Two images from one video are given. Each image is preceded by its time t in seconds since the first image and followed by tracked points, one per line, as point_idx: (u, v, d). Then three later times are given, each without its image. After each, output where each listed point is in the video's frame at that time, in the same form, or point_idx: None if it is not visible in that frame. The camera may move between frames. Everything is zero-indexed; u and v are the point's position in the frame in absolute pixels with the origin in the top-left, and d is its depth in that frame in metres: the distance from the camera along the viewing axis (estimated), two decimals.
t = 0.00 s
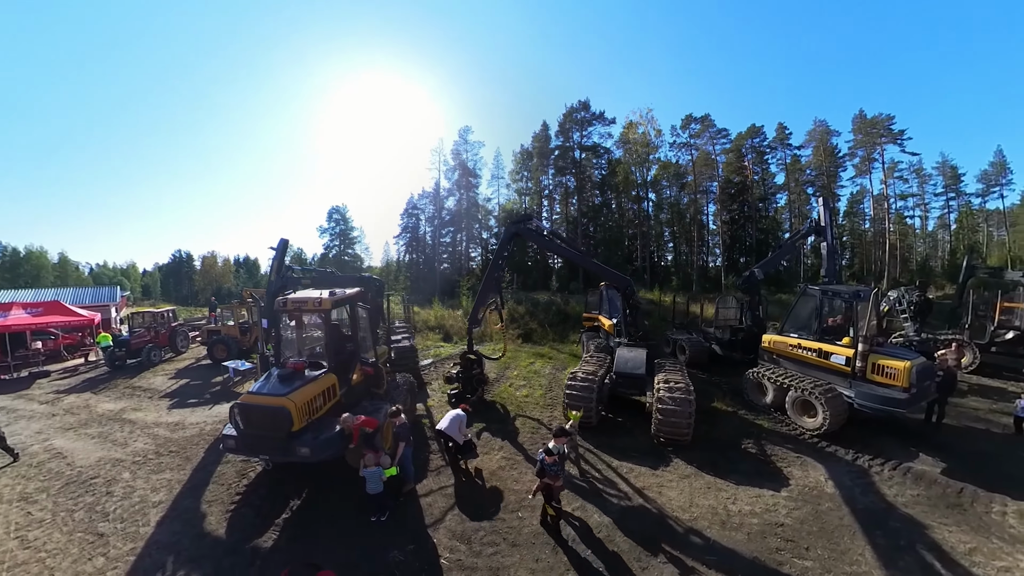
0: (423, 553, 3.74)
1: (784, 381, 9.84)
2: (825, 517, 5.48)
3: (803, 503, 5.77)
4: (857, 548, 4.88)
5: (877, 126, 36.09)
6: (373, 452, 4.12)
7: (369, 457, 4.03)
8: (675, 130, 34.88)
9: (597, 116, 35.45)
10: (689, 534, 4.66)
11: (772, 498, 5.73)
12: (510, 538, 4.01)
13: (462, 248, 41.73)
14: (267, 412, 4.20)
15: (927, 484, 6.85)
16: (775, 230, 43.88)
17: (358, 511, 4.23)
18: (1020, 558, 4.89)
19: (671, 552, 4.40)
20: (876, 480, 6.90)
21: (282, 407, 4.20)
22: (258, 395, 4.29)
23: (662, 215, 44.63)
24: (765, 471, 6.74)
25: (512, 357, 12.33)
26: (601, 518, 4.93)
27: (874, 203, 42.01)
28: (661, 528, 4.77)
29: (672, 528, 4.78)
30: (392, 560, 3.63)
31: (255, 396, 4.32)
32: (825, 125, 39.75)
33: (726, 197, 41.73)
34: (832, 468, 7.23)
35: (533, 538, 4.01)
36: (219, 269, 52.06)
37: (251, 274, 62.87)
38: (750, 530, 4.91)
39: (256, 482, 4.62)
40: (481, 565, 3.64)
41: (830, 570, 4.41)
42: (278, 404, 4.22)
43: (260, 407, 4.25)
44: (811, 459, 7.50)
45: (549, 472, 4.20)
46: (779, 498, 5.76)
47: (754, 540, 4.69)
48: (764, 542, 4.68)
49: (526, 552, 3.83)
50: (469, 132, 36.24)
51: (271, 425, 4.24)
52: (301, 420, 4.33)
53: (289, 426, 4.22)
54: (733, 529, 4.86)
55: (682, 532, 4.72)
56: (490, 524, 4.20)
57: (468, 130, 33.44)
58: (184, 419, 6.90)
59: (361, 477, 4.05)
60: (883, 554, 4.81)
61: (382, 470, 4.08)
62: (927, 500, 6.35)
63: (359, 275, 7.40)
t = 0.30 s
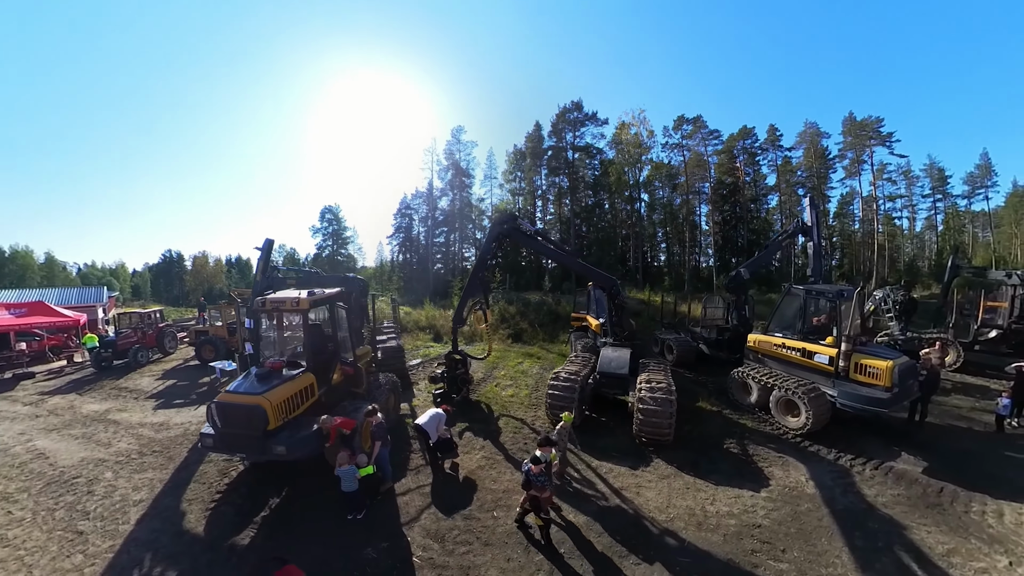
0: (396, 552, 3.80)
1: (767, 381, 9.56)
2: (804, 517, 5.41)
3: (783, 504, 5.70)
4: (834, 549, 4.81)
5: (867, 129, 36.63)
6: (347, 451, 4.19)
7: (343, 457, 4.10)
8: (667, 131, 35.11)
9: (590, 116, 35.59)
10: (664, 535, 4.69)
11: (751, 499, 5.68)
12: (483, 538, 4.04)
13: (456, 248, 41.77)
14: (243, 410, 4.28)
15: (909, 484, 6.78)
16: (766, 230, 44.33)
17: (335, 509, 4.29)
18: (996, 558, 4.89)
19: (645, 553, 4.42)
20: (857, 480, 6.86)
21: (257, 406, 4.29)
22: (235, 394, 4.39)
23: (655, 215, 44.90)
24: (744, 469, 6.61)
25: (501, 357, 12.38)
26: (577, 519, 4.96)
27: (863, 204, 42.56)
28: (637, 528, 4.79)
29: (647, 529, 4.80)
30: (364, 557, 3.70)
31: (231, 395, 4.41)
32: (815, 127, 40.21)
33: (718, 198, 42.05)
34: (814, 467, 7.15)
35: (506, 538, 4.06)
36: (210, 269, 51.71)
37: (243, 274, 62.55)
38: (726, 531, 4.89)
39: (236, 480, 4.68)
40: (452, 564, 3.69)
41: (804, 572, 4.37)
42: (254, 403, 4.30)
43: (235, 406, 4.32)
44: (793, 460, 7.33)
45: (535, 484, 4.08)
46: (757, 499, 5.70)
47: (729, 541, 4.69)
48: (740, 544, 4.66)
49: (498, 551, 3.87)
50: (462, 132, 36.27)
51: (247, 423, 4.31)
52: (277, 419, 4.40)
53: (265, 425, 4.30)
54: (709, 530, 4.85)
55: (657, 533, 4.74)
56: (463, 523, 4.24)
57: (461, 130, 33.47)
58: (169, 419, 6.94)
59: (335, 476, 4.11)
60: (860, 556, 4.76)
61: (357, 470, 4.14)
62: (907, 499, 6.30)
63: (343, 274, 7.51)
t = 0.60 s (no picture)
0: (371, 550, 3.88)
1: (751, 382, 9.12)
2: (781, 518, 5.39)
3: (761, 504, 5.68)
4: (810, 551, 4.79)
5: (857, 131, 37.10)
6: (324, 450, 4.28)
7: (320, 456, 4.19)
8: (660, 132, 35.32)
9: (583, 117, 35.76)
10: (639, 535, 4.77)
11: (729, 499, 5.70)
12: (458, 536, 4.11)
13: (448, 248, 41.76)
14: (222, 410, 4.38)
15: (889, 484, 6.81)
16: (757, 231, 44.70)
17: (314, 507, 4.37)
18: (971, 558, 4.94)
19: (619, 553, 4.50)
20: (837, 480, 6.82)
21: (237, 405, 4.39)
22: (215, 394, 4.49)
23: (648, 215, 45.15)
24: (726, 470, 6.56)
25: (489, 356, 12.44)
26: (554, 519, 5.06)
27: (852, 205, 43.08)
28: (613, 529, 4.88)
29: (623, 529, 4.88)
30: (340, 555, 3.77)
31: (212, 395, 4.51)
32: (806, 129, 40.65)
33: (710, 199, 42.35)
34: (796, 468, 7.06)
35: (481, 537, 4.12)
36: (201, 269, 51.30)
37: (235, 274, 62.16)
38: (703, 531, 4.93)
39: (218, 479, 4.76)
40: (426, 562, 3.76)
41: (778, 573, 4.37)
42: (233, 402, 4.40)
43: (215, 405, 4.42)
44: (775, 459, 7.22)
45: (524, 493, 4.06)
46: (736, 499, 5.71)
47: (704, 542, 4.74)
48: (715, 545, 4.70)
49: (471, 550, 3.94)
50: (455, 132, 36.29)
51: (226, 422, 4.40)
52: (256, 417, 4.48)
53: (244, 424, 4.39)
54: (685, 530, 4.91)
55: (632, 534, 4.82)
56: (440, 522, 4.32)
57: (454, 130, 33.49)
58: (154, 420, 6.97)
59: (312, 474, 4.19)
60: (836, 557, 4.76)
61: (334, 469, 4.23)
62: (886, 499, 6.34)
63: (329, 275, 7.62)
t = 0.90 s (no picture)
0: (348, 546, 3.97)
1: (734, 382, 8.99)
2: (758, 518, 5.43)
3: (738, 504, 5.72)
4: (785, 551, 4.83)
5: (847, 134, 37.57)
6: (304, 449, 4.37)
7: (299, 455, 4.28)
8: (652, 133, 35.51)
9: (576, 118, 35.93)
10: (613, 535, 4.88)
11: (706, 499, 5.77)
12: (434, 534, 4.20)
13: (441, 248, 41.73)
14: (204, 408, 4.46)
15: (868, 483, 6.83)
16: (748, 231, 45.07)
17: (294, 506, 4.46)
18: (947, 559, 4.99)
19: (592, 552, 4.61)
20: (817, 479, 6.84)
21: (218, 404, 4.47)
22: (197, 393, 4.57)
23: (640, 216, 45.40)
24: (704, 470, 6.65)
25: (478, 356, 12.50)
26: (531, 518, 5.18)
27: (842, 206, 43.61)
28: (589, 529, 4.99)
29: (597, 529, 5.00)
30: (317, 552, 3.87)
31: (194, 394, 4.58)
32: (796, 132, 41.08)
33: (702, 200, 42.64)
34: (776, 467, 7.06)
35: (455, 535, 4.20)
36: (191, 268, 50.88)
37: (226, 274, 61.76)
38: (677, 531, 5.03)
39: (201, 478, 4.84)
40: (400, 559, 3.85)
41: (750, 574, 4.44)
42: (215, 401, 4.48)
43: (196, 405, 4.50)
44: (755, 459, 7.24)
45: (512, 500, 4.03)
46: (713, 499, 5.78)
47: (678, 542, 4.84)
48: (688, 545, 4.79)
49: (445, 547, 4.01)
50: (448, 132, 36.30)
51: (208, 421, 4.48)
52: (238, 416, 4.57)
53: (225, 422, 4.47)
54: (660, 530, 5.01)
55: (606, 533, 4.93)
56: (417, 519, 4.41)
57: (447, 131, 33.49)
58: (139, 420, 7.00)
59: (292, 472, 4.30)
60: (810, 557, 4.78)
61: (314, 468, 4.33)
62: (865, 499, 6.34)
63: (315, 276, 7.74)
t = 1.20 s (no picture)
0: (325, 542, 4.06)
1: (717, 381, 9.08)
2: (734, 518, 5.50)
3: (715, 504, 5.80)
4: (759, 552, 4.89)
5: (836, 136, 38.02)
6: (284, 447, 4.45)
7: (278, 453, 4.36)
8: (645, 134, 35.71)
9: (569, 119, 36.10)
10: (587, 535, 4.99)
11: (683, 499, 5.87)
12: (409, 531, 4.28)
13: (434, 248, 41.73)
14: (187, 406, 4.55)
15: (847, 483, 6.92)
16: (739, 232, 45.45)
17: (274, 504, 4.55)
18: (921, 559, 5.08)
19: (565, 551, 4.70)
20: (796, 478, 6.92)
21: (201, 402, 4.56)
22: (180, 391, 4.66)
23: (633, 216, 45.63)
24: (683, 469, 6.78)
25: (467, 356, 12.58)
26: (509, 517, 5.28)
27: (831, 207, 44.11)
28: (564, 528, 5.10)
29: (572, 528, 5.11)
30: (294, 547, 3.95)
31: (177, 392, 4.68)
32: (787, 134, 41.51)
33: (694, 201, 42.96)
34: (756, 467, 7.15)
35: (430, 531, 4.28)
36: (181, 269, 50.45)
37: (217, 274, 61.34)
38: (652, 531, 5.13)
39: (185, 477, 4.92)
40: (375, 554, 3.94)
41: (721, 574, 4.52)
42: (198, 399, 4.57)
43: (178, 402, 4.59)
44: (735, 459, 7.37)
45: (500, 498, 3.98)
46: (690, 499, 5.88)
47: (651, 541, 4.94)
48: (661, 545, 4.89)
49: (420, 544, 4.08)
50: (442, 133, 36.32)
51: (189, 418, 4.57)
52: (219, 414, 4.66)
53: (207, 420, 4.56)
54: (634, 530, 5.12)
55: (580, 532, 5.04)
56: (394, 516, 4.49)
57: (440, 132, 33.54)
58: (125, 421, 7.04)
59: (271, 469, 4.40)
60: (784, 558, 4.83)
61: (293, 465, 4.41)
62: (843, 499, 6.43)
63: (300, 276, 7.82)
